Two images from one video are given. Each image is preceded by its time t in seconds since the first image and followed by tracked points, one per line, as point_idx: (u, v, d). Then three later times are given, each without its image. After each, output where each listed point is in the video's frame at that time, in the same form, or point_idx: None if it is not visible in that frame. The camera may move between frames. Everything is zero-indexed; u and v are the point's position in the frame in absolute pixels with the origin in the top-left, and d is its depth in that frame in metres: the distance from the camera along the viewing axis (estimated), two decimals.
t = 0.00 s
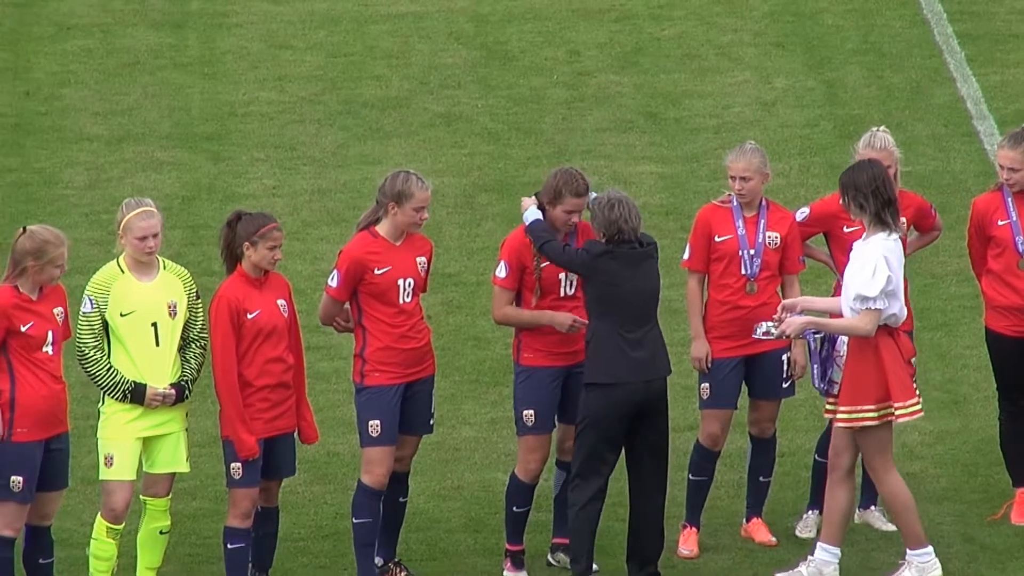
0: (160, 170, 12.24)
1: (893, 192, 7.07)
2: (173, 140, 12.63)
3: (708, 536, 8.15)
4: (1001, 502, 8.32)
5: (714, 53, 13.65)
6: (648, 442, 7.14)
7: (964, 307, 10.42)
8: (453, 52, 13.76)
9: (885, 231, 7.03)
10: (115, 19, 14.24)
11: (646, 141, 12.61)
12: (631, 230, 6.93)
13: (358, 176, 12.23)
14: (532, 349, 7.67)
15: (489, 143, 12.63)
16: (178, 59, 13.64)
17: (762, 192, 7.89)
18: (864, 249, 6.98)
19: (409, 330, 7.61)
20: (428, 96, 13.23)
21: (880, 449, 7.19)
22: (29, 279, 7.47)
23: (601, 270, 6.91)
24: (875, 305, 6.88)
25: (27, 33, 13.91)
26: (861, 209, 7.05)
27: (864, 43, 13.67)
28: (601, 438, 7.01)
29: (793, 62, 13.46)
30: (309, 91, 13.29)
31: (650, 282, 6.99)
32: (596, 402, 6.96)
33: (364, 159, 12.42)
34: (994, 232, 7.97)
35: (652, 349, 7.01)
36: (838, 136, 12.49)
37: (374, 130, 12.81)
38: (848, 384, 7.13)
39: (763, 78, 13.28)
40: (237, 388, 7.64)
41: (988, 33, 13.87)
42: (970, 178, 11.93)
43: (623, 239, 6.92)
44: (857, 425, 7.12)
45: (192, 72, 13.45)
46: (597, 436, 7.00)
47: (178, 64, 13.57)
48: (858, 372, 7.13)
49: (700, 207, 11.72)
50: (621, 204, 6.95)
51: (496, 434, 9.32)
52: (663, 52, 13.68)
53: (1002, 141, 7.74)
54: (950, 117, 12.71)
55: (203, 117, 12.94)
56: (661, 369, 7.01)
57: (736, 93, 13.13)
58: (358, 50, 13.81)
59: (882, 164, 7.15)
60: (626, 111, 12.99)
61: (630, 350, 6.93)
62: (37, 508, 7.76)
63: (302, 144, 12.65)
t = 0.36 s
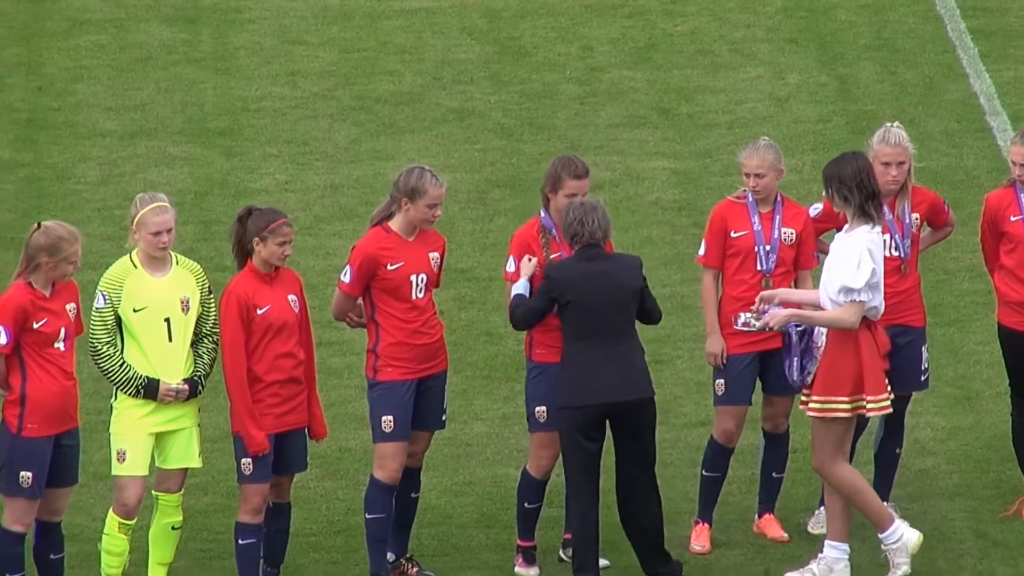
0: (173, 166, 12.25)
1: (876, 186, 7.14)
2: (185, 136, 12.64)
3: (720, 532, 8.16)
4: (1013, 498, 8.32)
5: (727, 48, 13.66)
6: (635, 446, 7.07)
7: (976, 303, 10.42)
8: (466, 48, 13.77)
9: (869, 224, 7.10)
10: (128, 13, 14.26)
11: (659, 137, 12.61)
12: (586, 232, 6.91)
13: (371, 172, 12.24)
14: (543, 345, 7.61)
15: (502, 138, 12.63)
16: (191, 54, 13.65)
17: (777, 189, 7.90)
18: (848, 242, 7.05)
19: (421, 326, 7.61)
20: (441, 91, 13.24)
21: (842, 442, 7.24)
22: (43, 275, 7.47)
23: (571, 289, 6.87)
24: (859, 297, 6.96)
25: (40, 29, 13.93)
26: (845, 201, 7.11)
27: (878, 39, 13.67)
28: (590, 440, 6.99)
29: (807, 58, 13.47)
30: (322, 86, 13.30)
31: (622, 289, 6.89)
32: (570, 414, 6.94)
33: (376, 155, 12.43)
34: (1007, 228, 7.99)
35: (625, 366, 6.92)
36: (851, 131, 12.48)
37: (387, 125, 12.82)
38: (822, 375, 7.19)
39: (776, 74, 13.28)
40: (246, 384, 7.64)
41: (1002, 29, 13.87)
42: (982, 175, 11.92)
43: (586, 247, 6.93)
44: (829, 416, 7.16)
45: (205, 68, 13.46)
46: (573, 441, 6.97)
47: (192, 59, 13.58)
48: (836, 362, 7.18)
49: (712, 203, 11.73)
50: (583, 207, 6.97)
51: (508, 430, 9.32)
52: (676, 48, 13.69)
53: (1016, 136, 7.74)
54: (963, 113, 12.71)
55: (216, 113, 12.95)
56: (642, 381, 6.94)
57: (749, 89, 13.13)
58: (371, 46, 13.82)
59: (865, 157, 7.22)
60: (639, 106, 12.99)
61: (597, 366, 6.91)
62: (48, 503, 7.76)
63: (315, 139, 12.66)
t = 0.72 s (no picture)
0: (182, 161, 12.26)
1: (864, 178, 7.14)
2: (194, 131, 12.65)
3: (730, 527, 8.17)
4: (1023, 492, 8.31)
5: (736, 43, 13.68)
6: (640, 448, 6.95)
7: (986, 298, 10.43)
8: (476, 43, 13.79)
9: (859, 218, 7.09)
10: (137, 9, 14.30)
11: (668, 131, 12.62)
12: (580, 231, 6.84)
13: (381, 167, 12.26)
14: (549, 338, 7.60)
15: (511, 133, 12.64)
16: (200, 50, 13.66)
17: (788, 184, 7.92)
18: (837, 236, 7.04)
19: (431, 321, 7.61)
20: (450, 86, 13.26)
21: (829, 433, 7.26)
22: (53, 271, 7.49)
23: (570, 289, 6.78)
24: (851, 291, 6.95)
25: (49, 24, 13.98)
26: (834, 195, 7.12)
27: (887, 34, 13.69)
28: (597, 437, 6.93)
29: (816, 53, 13.48)
30: (332, 83, 13.29)
31: (621, 287, 6.77)
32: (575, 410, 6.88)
33: (386, 150, 12.44)
34: (1017, 222, 7.99)
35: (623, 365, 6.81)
36: (860, 126, 12.49)
37: (396, 120, 12.84)
38: (815, 366, 7.15)
39: (785, 69, 13.30)
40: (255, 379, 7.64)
41: (1011, 24, 13.89)
42: (992, 169, 11.91)
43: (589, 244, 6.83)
44: (821, 408, 7.15)
45: (214, 63, 13.47)
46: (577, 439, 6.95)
47: (201, 54, 13.59)
48: (829, 354, 7.14)
49: (721, 198, 11.74)
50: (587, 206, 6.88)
51: (518, 425, 9.33)
52: (685, 43, 13.71)
53: None
54: (972, 108, 12.71)
55: (225, 108, 12.97)
56: (646, 379, 6.82)
57: (757, 84, 13.14)
58: (380, 41, 13.84)
59: (852, 150, 7.22)
60: (648, 102, 13.01)
61: (598, 367, 6.81)
62: (58, 499, 7.77)
63: (324, 134, 12.67)
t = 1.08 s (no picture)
0: (192, 156, 12.31)
1: (855, 176, 7.13)
2: (203, 126, 12.71)
3: (740, 522, 8.17)
4: None
5: (746, 37, 13.74)
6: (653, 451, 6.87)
7: (996, 293, 10.43)
8: (485, 38, 13.86)
9: (849, 215, 7.09)
10: (148, 5, 14.44)
11: (678, 126, 12.65)
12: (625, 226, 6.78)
13: (390, 161, 12.30)
14: (558, 332, 7.62)
15: (520, 128, 12.68)
16: (210, 45, 13.75)
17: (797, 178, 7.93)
18: (828, 233, 7.04)
19: (441, 316, 7.61)
20: (460, 81, 13.32)
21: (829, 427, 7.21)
22: (63, 266, 7.51)
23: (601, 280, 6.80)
24: (841, 288, 6.95)
25: (60, 20, 14.09)
26: (824, 191, 7.11)
27: (896, 28, 13.74)
28: (611, 432, 6.90)
29: (825, 46, 13.53)
30: (340, 77, 13.40)
31: (648, 291, 6.70)
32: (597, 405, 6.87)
33: (395, 145, 12.49)
34: None
35: (639, 364, 6.77)
36: (869, 121, 12.51)
37: (405, 115, 12.89)
38: (807, 365, 7.15)
39: (795, 63, 13.34)
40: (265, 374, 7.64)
41: (1021, 18, 13.92)
42: (1002, 163, 11.91)
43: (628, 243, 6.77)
44: (816, 406, 7.14)
45: (224, 58, 13.55)
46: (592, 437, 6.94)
47: (210, 49, 13.68)
48: (821, 352, 7.14)
49: (730, 192, 11.75)
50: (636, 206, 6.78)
51: (527, 419, 9.35)
52: (695, 37, 13.77)
53: None
54: (982, 101, 12.73)
55: (234, 103, 13.04)
56: (663, 383, 6.76)
57: (767, 77, 13.18)
58: (389, 35, 13.93)
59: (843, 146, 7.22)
60: (658, 96, 13.05)
61: (620, 364, 6.80)
62: (68, 495, 7.77)
63: (334, 129, 12.72)
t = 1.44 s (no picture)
0: (198, 148, 12.34)
1: (841, 169, 7.13)
2: (210, 119, 12.74)
3: (746, 513, 8.18)
4: None
5: (753, 29, 13.77)
6: (684, 446, 6.86)
7: (1002, 284, 10.45)
8: (491, 29, 13.89)
9: (835, 210, 7.10)
10: None
11: (684, 117, 12.67)
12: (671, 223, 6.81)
13: (397, 153, 12.32)
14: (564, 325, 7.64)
15: (527, 120, 12.71)
16: (216, 37, 13.79)
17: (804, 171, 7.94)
18: (815, 227, 7.04)
19: (448, 307, 7.62)
20: (466, 73, 13.35)
21: (818, 423, 7.25)
22: (70, 258, 7.51)
23: (645, 271, 6.85)
24: (828, 283, 6.95)
25: (66, 12, 14.12)
26: (811, 186, 7.11)
27: (902, 19, 13.77)
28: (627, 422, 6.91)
29: (832, 38, 13.56)
30: (346, 68, 13.42)
31: (686, 286, 6.71)
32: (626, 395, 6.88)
33: (401, 137, 12.51)
34: None
35: (671, 358, 6.80)
36: (876, 113, 12.54)
37: (412, 107, 12.92)
38: (795, 360, 7.20)
39: (801, 55, 13.35)
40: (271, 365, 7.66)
41: None
42: (1008, 155, 11.91)
43: (676, 238, 6.81)
44: (802, 400, 7.18)
45: (230, 50, 13.59)
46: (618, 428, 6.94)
47: (216, 41, 13.72)
48: (806, 348, 7.20)
49: (736, 184, 11.77)
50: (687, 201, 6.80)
51: (534, 411, 9.38)
52: (701, 28, 13.79)
53: None
54: (989, 93, 12.74)
55: (241, 95, 13.08)
56: (693, 379, 6.79)
57: (774, 69, 13.20)
58: (395, 27, 13.95)
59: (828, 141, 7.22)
60: (664, 87, 13.08)
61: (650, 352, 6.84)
62: (75, 486, 7.78)
63: (340, 121, 12.75)
